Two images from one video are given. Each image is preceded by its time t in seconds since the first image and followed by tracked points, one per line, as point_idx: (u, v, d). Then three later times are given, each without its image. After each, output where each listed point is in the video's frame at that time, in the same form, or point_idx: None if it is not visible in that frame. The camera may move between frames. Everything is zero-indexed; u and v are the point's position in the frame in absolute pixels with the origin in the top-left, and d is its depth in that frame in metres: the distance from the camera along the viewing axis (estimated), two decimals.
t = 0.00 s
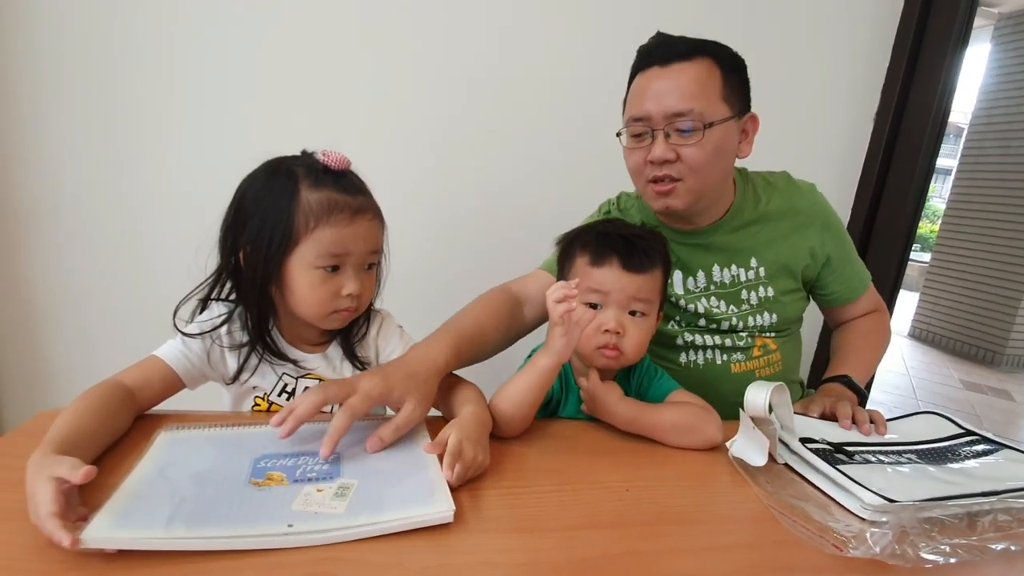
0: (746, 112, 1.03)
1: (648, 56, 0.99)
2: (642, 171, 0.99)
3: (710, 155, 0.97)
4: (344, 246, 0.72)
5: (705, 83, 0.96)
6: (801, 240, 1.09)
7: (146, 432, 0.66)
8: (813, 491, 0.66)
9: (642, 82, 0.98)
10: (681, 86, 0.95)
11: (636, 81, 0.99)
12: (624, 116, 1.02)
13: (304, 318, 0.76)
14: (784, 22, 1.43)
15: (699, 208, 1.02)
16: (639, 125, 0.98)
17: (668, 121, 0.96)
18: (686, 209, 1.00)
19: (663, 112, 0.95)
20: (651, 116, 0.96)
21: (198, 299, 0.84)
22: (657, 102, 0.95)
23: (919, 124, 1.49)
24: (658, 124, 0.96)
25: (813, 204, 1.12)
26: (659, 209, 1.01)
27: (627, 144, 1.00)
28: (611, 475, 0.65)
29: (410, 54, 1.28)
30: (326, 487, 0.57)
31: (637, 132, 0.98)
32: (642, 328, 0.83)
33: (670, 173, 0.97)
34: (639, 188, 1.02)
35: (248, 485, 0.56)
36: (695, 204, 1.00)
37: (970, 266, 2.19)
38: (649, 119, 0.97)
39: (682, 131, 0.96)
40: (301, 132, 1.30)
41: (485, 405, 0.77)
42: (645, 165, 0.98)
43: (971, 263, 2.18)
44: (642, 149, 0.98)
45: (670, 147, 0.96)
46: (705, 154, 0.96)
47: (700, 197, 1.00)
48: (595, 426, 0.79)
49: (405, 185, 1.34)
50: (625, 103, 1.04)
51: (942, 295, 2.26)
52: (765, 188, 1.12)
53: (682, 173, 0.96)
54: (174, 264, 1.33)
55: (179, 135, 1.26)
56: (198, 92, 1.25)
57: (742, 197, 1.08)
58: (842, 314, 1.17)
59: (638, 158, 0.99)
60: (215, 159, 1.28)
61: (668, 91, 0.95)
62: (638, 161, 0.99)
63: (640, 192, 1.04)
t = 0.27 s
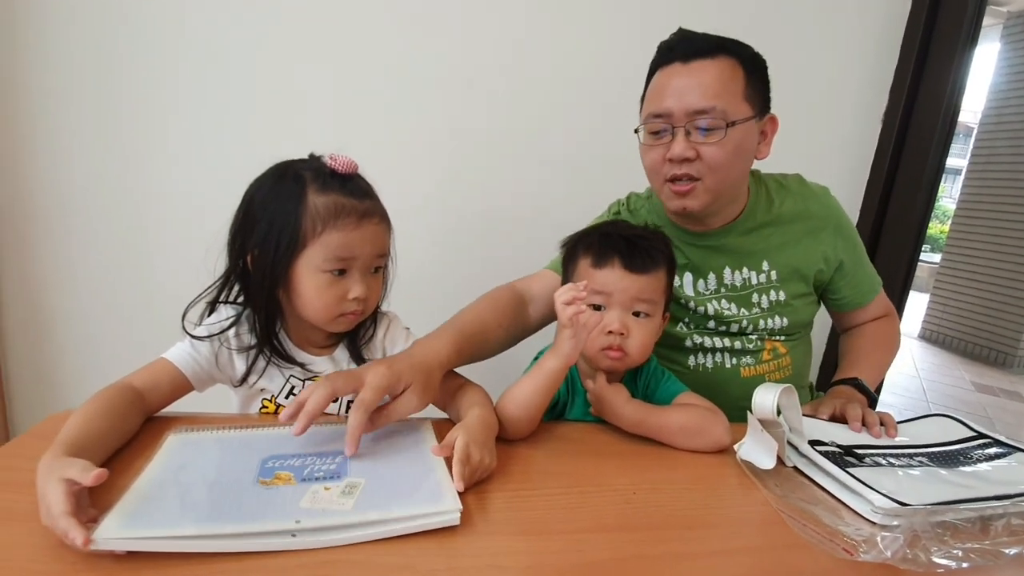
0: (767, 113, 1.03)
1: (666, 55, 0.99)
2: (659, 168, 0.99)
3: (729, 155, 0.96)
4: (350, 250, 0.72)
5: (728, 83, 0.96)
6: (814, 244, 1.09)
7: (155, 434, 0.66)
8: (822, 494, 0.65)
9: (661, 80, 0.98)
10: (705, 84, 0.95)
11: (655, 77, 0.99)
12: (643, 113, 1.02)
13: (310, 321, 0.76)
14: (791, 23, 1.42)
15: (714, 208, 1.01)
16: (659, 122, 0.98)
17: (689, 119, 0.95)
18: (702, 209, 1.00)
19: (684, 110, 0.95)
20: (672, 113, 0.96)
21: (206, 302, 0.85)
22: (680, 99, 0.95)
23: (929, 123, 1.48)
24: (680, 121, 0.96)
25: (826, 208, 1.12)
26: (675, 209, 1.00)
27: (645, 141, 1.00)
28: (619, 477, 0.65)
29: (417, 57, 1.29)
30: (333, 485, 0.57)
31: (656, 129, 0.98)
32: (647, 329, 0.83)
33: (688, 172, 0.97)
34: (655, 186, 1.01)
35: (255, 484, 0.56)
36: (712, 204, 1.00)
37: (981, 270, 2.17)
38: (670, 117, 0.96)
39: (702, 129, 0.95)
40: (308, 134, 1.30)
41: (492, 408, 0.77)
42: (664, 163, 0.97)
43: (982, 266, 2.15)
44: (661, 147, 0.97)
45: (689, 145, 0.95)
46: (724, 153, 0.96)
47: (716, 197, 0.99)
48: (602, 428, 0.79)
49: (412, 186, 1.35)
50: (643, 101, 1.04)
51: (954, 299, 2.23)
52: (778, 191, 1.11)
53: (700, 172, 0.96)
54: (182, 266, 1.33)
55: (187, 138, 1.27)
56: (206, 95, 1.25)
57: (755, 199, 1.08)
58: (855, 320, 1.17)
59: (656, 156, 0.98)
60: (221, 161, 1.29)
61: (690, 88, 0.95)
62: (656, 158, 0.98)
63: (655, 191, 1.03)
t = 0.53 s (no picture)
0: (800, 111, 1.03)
1: (698, 45, 0.97)
2: (697, 162, 0.97)
3: (768, 152, 0.96)
4: (361, 252, 0.72)
5: (771, 78, 0.95)
6: (831, 245, 1.08)
7: (166, 435, 0.66)
8: (833, 497, 0.65)
9: (698, 70, 0.95)
10: (750, 78, 0.93)
11: (691, 67, 0.97)
12: (675, 104, 0.99)
13: (321, 323, 0.77)
14: (801, 21, 1.41)
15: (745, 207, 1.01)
16: (700, 114, 0.95)
17: (733, 112, 0.94)
18: (735, 208, 0.99)
19: (729, 104, 0.93)
20: (716, 105, 0.94)
21: (217, 304, 0.85)
22: (726, 92, 0.93)
23: (941, 119, 1.47)
24: (723, 114, 0.94)
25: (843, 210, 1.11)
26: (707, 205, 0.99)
27: (681, 132, 0.98)
28: (628, 479, 0.65)
29: (426, 58, 1.29)
30: (342, 485, 0.57)
31: (697, 121, 0.96)
32: (651, 327, 0.82)
33: (729, 168, 0.96)
34: (688, 180, 0.99)
35: (265, 484, 0.56)
36: (744, 203, 0.99)
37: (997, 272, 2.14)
38: (713, 109, 0.94)
39: (745, 125, 0.94)
40: (319, 136, 1.31)
41: (499, 409, 0.77)
42: (703, 156, 0.96)
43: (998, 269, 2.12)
44: (701, 140, 0.96)
45: (733, 140, 0.94)
46: (766, 150, 0.95)
47: (750, 196, 0.99)
48: (610, 429, 0.79)
49: (420, 187, 1.35)
50: (673, 93, 1.01)
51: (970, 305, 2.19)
52: (796, 190, 1.11)
53: (741, 168, 0.95)
54: (194, 268, 1.34)
55: (197, 140, 1.28)
56: (216, 97, 1.26)
57: (772, 198, 1.08)
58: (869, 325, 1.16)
59: (695, 148, 0.96)
60: (231, 163, 1.30)
61: (735, 82, 0.93)
62: (695, 150, 0.96)
63: (686, 186, 1.01)
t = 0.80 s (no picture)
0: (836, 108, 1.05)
1: (747, 38, 0.97)
2: (751, 150, 0.95)
3: (815, 149, 0.97)
4: (367, 257, 0.72)
5: (826, 77, 0.96)
6: (849, 245, 1.08)
7: (170, 437, 0.67)
8: (837, 499, 0.65)
9: (753, 61, 0.95)
10: (810, 73, 0.94)
11: (745, 57, 0.96)
12: (724, 94, 0.98)
13: (327, 328, 0.77)
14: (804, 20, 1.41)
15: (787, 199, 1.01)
16: (760, 103, 0.94)
17: (793, 104, 0.93)
18: (780, 198, 0.98)
19: (791, 96, 0.93)
20: (778, 96, 0.93)
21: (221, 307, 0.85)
22: (785, 82, 0.93)
23: (946, 119, 1.47)
24: (781, 105, 0.93)
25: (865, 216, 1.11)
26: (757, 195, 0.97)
27: (735, 121, 0.96)
28: (631, 481, 0.65)
29: (429, 59, 1.29)
30: (346, 486, 0.57)
31: (755, 110, 0.95)
32: (645, 325, 0.81)
33: (782, 158, 0.95)
34: (736, 169, 0.98)
35: (268, 486, 0.56)
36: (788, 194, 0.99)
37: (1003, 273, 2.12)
38: (775, 99, 0.94)
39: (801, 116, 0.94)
40: (321, 136, 1.31)
41: (503, 411, 0.77)
42: (757, 145, 0.95)
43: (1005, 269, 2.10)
44: (758, 129, 0.95)
45: (792, 131, 0.93)
46: (818, 144, 0.96)
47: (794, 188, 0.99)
48: (614, 431, 0.79)
49: (423, 188, 1.35)
50: (719, 83, 1.00)
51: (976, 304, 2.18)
52: (819, 196, 1.11)
53: (794, 159, 0.95)
54: (197, 269, 1.35)
55: (200, 142, 1.28)
56: (219, 99, 1.27)
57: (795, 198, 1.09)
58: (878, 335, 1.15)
59: (749, 137, 0.95)
60: (233, 165, 1.30)
61: (794, 71, 0.93)
62: (749, 140, 0.95)
63: (730, 176, 0.99)
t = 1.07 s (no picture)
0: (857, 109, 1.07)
1: (784, 33, 0.99)
2: (788, 138, 0.97)
3: (845, 141, 0.99)
4: (362, 259, 0.72)
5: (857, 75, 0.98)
6: (864, 247, 1.08)
7: (170, 438, 0.67)
8: (837, 501, 0.64)
9: (789, 54, 0.97)
10: (845, 67, 0.96)
11: (783, 51, 0.98)
12: (761, 84, 1.00)
13: (323, 329, 0.77)
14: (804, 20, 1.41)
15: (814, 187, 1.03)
16: (798, 91, 0.96)
17: (830, 94, 0.95)
18: (810, 186, 1.00)
19: (827, 87, 0.95)
20: (816, 86, 0.95)
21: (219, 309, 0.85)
22: (824, 74, 0.95)
23: (947, 119, 1.46)
24: (818, 95, 0.95)
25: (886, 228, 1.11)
26: (789, 181, 0.99)
27: (773, 108, 0.97)
28: (631, 483, 0.65)
29: (428, 60, 1.29)
30: (345, 489, 0.57)
31: (794, 98, 0.96)
32: (635, 321, 0.82)
33: (816, 146, 0.97)
34: (773, 155, 0.98)
35: (268, 488, 0.56)
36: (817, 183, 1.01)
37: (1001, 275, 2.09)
38: (813, 88, 0.95)
39: (836, 108, 0.96)
40: (320, 137, 1.31)
41: (502, 413, 0.77)
42: (793, 132, 0.96)
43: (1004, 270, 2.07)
44: (796, 116, 0.96)
45: (828, 120, 0.95)
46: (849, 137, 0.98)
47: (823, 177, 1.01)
48: (614, 432, 0.78)
49: (422, 189, 1.35)
50: (755, 75, 1.02)
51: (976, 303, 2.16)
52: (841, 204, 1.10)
53: (827, 148, 0.97)
54: (196, 270, 1.35)
55: (200, 143, 1.29)
56: (219, 100, 1.27)
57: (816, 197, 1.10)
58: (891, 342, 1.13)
59: (786, 124, 0.96)
60: (233, 165, 1.30)
61: (832, 65, 0.95)
62: (786, 126, 0.96)
63: (765, 164, 1.00)
